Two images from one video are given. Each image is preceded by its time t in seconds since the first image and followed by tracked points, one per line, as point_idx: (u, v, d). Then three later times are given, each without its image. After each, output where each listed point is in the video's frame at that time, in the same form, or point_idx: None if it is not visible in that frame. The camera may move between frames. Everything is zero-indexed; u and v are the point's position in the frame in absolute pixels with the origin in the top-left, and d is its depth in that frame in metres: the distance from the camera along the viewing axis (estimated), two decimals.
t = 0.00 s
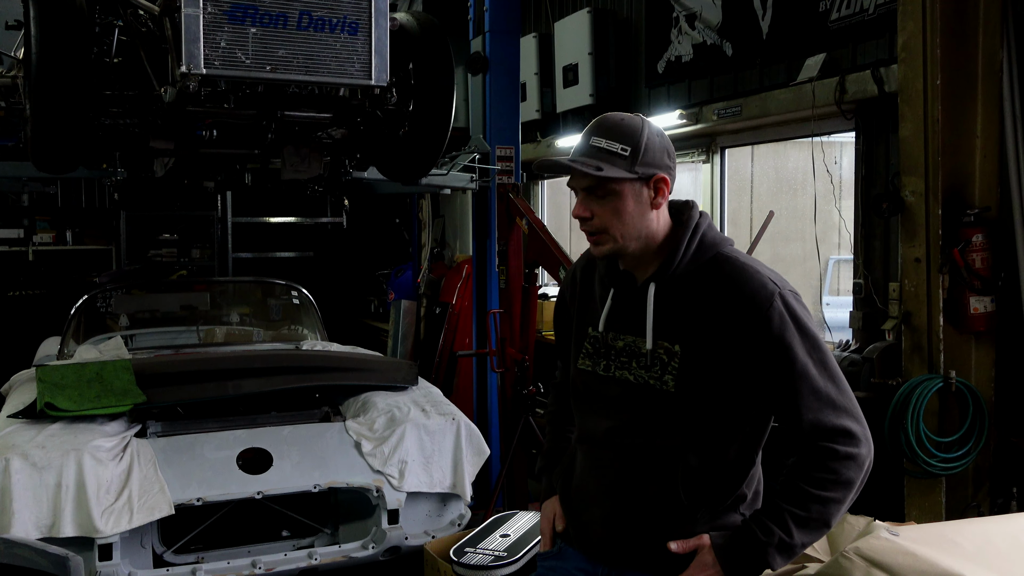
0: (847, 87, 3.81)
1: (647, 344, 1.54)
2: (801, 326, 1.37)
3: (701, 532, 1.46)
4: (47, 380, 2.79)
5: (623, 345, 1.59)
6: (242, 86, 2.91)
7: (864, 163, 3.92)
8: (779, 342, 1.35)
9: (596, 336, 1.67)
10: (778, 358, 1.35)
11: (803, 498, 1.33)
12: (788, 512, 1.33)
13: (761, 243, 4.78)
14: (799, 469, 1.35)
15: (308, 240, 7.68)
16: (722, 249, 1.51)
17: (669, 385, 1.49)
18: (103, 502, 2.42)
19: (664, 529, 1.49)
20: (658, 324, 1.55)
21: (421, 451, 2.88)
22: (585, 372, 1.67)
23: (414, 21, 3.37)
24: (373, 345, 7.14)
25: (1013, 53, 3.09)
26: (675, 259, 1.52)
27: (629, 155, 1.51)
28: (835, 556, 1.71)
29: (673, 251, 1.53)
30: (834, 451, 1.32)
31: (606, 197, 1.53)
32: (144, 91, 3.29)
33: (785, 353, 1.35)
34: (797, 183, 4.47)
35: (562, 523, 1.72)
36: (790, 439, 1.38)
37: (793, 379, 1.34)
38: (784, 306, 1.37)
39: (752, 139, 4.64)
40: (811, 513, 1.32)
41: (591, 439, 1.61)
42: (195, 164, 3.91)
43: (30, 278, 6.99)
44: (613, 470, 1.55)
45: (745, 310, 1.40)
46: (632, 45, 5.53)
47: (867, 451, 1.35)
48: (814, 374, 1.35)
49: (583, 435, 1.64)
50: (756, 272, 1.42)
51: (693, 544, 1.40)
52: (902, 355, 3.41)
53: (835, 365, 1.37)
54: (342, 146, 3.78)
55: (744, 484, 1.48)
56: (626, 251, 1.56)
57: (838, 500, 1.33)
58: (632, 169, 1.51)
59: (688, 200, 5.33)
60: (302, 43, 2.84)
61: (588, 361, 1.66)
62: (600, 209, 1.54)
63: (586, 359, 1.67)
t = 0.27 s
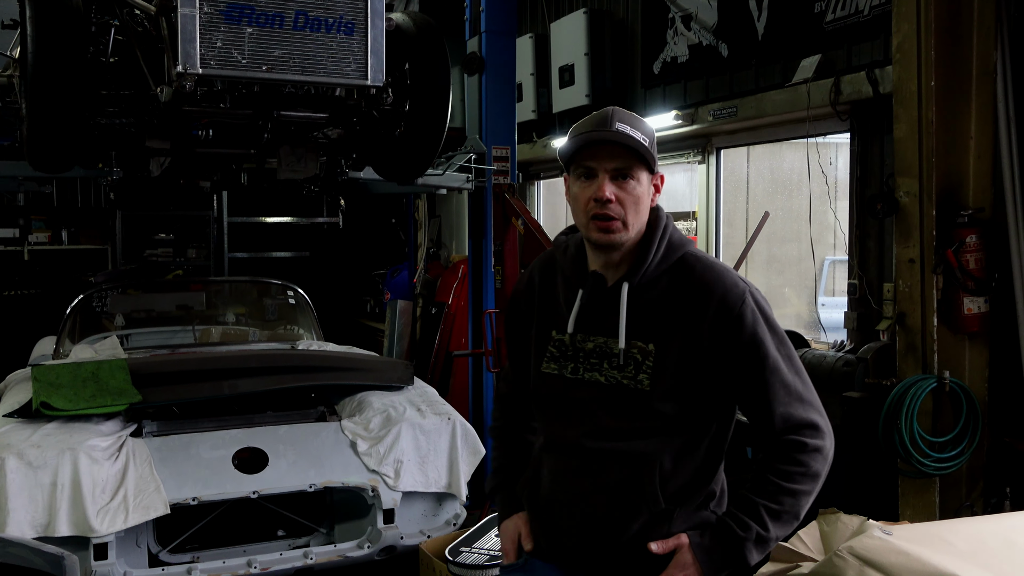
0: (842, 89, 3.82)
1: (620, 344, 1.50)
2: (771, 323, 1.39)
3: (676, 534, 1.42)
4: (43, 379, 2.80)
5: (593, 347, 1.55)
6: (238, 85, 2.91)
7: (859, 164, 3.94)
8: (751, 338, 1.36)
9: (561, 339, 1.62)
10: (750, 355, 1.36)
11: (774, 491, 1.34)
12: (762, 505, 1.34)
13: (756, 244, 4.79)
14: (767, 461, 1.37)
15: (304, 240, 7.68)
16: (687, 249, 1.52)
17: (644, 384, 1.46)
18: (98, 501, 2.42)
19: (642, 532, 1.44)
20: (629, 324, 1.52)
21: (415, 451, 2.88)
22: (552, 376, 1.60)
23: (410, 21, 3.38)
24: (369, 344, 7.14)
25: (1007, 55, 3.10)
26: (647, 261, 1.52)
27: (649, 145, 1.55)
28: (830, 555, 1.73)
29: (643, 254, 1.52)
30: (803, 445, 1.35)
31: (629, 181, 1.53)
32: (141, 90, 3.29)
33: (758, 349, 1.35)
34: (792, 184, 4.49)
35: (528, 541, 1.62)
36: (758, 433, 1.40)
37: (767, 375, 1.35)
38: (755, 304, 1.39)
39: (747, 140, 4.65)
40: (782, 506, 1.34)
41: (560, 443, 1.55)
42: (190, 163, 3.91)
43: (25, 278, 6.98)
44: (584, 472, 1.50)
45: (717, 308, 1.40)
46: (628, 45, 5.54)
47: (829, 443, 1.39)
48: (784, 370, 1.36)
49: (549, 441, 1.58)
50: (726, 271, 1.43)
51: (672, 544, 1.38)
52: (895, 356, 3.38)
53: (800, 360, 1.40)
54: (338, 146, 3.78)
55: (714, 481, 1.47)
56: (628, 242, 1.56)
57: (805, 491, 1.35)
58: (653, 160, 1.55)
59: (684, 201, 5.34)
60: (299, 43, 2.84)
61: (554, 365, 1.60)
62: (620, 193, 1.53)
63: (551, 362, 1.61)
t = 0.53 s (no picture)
0: (839, 90, 3.81)
1: (588, 347, 1.46)
2: (733, 326, 1.43)
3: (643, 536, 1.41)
4: (41, 379, 2.79)
5: (559, 348, 1.50)
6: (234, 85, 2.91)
7: (855, 165, 3.95)
8: (717, 339, 1.39)
9: (523, 340, 1.55)
10: (716, 356, 1.39)
11: (737, 488, 1.36)
12: (727, 502, 1.36)
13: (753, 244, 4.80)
14: (725, 459, 1.40)
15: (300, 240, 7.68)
16: (651, 253, 1.52)
17: (613, 387, 1.43)
18: (94, 501, 2.42)
19: (611, 535, 1.41)
20: (597, 327, 1.49)
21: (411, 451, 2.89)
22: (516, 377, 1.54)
23: (407, 21, 3.38)
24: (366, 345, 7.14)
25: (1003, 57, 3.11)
26: (618, 265, 1.49)
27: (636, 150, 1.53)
28: (825, 556, 1.74)
29: (612, 259, 1.50)
30: (763, 443, 1.38)
31: (613, 182, 1.51)
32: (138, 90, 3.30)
33: (724, 351, 1.39)
34: (789, 186, 4.51)
35: (485, 545, 1.54)
36: (716, 432, 1.43)
37: (731, 377, 1.38)
38: (719, 308, 1.42)
39: (744, 141, 4.66)
40: (745, 503, 1.36)
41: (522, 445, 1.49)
42: (185, 164, 3.91)
43: (21, 278, 6.96)
44: (546, 476, 1.44)
45: (684, 311, 1.42)
46: (625, 47, 5.55)
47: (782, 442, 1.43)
48: (746, 372, 1.40)
49: (510, 443, 1.52)
50: (690, 276, 1.45)
51: (643, 545, 1.36)
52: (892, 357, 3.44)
53: (757, 362, 1.44)
54: (335, 146, 3.79)
55: (674, 481, 1.47)
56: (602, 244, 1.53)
57: (764, 488, 1.38)
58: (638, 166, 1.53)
59: (681, 202, 5.35)
60: (296, 44, 2.84)
61: (516, 367, 1.54)
62: (604, 193, 1.50)
63: (513, 364, 1.55)
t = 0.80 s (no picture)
0: (836, 92, 3.83)
1: (567, 351, 1.46)
2: (704, 326, 1.46)
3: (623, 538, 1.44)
4: (37, 380, 2.78)
5: (537, 352, 1.49)
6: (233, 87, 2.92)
7: (853, 167, 3.96)
8: (692, 340, 1.42)
9: (498, 344, 1.53)
10: (692, 358, 1.42)
11: (711, 486, 1.40)
12: (702, 500, 1.39)
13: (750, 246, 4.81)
14: (695, 456, 1.44)
15: (298, 241, 7.67)
16: (624, 255, 1.53)
17: (593, 390, 1.43)
18: (92, 502, 2.42)
19: (592, 539, 1.42)
20: (575, 331, 1.49)
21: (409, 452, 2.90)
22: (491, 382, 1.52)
23: (405, 23, 3.38)
24: (363, 346, 7.14)
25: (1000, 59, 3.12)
26: (596, 270, 1.48)
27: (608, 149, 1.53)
28: (820, 557, 1.75)
29: (588, 266, 1.48)
30: (732, 440, 1.42)
31: (589, 178, 1.50)
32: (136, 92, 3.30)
33: (699, 353, 1.42)
34: (787, 188, 4.51)
35: (461, 552, 1.53)
36: (688, 430, 1.46)
37: (706, 378, 1.41)
38: (693, 310, 1.45)
39: (742, 143, 4.66)
40: (719, 500, 1.40)
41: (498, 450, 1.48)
42: (183, 164, 3.91)
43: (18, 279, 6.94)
44: (524, 481, 1.44)
45: (661, 314, 1.44)
46: (623, 48, 5.55)
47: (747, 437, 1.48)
48: (718, 372, 1.43)
49: (485, 448, 1.51)
50: (666, 279, 1.47)
51: (623, 548, 1.39)
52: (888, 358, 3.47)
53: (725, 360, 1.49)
54: (333, 148, 3.79)
55: (649, 481, 1.49)
56: (576, 243, 1.51)
57: (735, 484, 1.43)
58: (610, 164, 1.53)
59: (678, 203, 5.35)
60: (294, 46, 2.85)
61: (492, 372, 1.52)
62: (580, 188, 1.49)
63: (488, 369, 1.53)
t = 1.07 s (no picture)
0: (836, 95, 3.84)
1: (566, 356, 1.47)
2: (705, 327, 1.46)
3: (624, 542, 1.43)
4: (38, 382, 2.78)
5: (537, 360, 1.50)
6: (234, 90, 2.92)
7: (852, 170, 3.96)
8: (691, 341, 1.42)
9: (499, 352, 1.55)
10: (691, 359, 1.41)
11: (713, 488, 1.39)
12: (704, 503, 1.38)
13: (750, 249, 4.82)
14: (699, 459, 1.43)
15: (298, 243, 7.68)
16: (621, 257, 1.53)
17: (593, 395, 1.43)
18: (92, 504, 2.42)
19: (593, 543, 1.42)
20: (575, 336, 1.49)
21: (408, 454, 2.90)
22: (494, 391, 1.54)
23: (406, 26, 3.39)
24: (363, 347, 7.14)
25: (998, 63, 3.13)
26: (591, 275, 1.47)
27: (539, 163, 1.43)
28: (820, 559, 1.75)
29: (584, 271, 1.48)
30: (735, 442, 1.41)
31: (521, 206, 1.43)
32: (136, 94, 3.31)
33: (698, 353, 1.41)
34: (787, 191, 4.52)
35: (463, 556, 1.53)
36: (691, 432, 1.45)
37: (706, 379, 1.40)
38: (692, 310, 1.45)
39: (741, 146, 4.67)
40: (722, 502, 1.39)
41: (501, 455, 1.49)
42: (183, 167, 3.92)
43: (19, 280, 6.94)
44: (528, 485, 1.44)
45: (659, 315, 1.43)
46: (623, 51, 5.56)
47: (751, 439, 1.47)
48: (719, 373, 1.42)
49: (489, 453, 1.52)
50: (664, 279, 1.47)
51: (625, 552, 1.38)
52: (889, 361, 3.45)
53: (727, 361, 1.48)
54: (333, 150, 3.80)
55: (652, 485, 1.49)
56: (540, 264, 1.47)
57: (738, 486, 1.42)
58: (545, 177, 1.43)
59: (678, 206, 5.35)
60: (294, 49, 2.85)
61: (494, 381, 1.54)
62: (513, 221, 1.43)
63: (491, 378, 1.54)
